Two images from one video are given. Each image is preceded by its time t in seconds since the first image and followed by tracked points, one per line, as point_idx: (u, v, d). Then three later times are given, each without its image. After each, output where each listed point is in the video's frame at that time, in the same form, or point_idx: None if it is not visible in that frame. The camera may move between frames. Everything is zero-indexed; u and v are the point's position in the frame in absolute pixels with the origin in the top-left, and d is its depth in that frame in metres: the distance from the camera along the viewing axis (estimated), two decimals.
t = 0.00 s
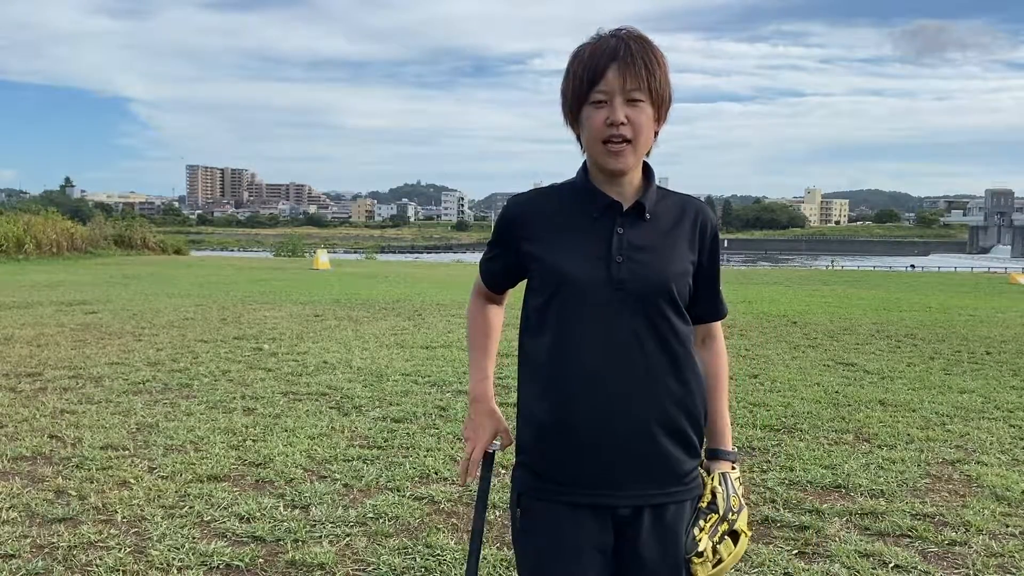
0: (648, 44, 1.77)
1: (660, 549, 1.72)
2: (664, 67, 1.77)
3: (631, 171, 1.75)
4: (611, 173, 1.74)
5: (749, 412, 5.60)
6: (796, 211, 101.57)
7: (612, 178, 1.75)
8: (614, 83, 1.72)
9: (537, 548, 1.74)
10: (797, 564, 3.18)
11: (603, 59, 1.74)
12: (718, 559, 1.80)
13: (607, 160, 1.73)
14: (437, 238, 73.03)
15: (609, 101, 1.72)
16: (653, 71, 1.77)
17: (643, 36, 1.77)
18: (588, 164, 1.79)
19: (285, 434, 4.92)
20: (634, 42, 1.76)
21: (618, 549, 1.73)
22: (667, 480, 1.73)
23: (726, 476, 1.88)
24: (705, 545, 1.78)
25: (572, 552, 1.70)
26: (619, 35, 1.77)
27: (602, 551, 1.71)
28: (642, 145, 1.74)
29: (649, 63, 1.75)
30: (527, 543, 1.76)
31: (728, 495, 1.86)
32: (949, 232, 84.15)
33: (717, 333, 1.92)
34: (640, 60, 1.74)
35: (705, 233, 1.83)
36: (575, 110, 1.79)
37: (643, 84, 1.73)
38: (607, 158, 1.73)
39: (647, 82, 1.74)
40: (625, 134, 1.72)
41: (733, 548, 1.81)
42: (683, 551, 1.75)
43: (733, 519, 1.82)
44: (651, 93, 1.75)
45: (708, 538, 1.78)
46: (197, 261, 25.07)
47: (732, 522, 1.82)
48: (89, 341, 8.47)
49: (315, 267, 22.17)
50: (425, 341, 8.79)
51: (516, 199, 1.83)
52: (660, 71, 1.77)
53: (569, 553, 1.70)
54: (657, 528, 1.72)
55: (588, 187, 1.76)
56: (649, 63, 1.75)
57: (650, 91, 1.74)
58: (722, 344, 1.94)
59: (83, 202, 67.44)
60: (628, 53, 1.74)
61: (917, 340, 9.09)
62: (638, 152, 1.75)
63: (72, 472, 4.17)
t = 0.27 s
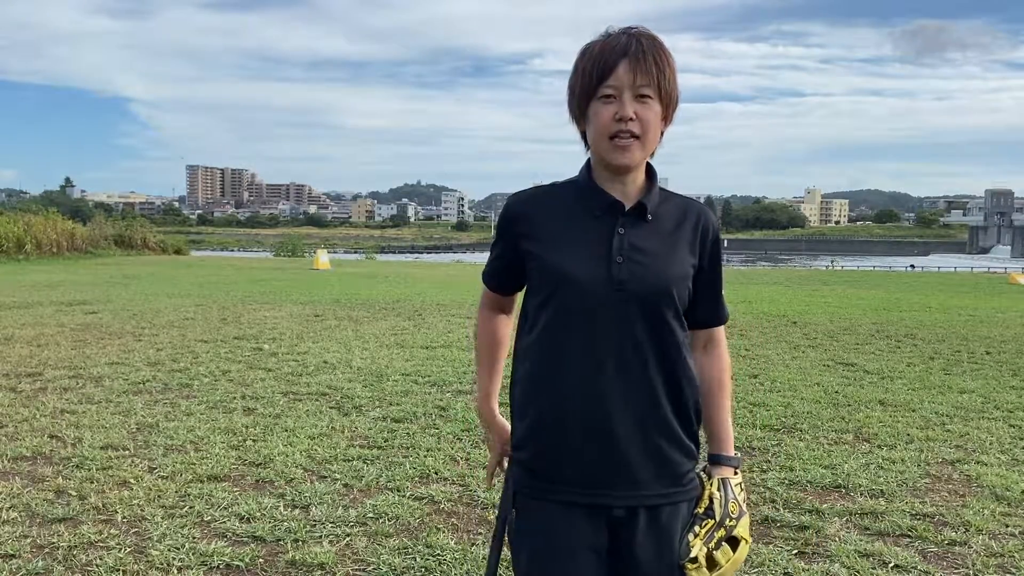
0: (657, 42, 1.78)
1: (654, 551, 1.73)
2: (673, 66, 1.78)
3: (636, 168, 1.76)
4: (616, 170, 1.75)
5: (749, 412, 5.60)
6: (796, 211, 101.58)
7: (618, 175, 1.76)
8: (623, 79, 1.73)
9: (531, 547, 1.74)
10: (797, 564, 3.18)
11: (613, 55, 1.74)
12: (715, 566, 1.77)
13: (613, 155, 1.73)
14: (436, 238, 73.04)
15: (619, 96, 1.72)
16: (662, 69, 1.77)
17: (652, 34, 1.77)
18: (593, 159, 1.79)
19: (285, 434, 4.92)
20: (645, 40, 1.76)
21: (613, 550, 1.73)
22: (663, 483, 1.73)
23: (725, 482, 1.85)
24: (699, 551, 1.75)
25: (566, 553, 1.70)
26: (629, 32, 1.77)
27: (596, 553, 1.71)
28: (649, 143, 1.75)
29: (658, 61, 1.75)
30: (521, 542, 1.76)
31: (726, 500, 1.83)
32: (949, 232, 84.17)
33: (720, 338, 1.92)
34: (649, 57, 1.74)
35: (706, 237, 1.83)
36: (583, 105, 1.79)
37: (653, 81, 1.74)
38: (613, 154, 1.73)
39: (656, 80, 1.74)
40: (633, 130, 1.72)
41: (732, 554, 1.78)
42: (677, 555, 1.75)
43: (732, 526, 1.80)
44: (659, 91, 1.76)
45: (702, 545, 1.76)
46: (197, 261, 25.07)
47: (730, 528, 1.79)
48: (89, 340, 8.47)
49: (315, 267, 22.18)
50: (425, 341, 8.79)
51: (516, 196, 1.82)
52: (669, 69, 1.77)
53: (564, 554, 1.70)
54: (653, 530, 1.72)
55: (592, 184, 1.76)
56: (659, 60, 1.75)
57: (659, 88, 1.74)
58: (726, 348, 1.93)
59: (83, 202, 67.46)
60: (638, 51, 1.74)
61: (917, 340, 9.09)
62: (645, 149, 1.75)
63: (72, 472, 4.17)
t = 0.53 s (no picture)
0: (654, 42, 1.78)
1: (653, 550, 1.72)
2: (669, 65, 1.78)
3: (631, 166, 1.75)
4: (611, 168, 1.75)
5: (749, 412, 5.60)
6: (796, 211, 101.56)
7: (612, 174, 1.76)
8: (619, 78, 1.73)
9: (530, 546, 1.74)
10: (797, 564, 3.18)
11: (609, 54, 1.74)
12: (720, 571, 1.74)
13: (609, 154, 1.73)
14: (436, 238, 73.04)
15: (614, 95, 1.72)
16: (658, 69, 1.78)
17: (649, 33, 1.77)
18: (589, 157, 1.80)
19: (285, 434, 4.92)
20: (641, 39, 1.76)
21: (612, 550, 1.73)
22: (662, 481, 1.73)
23: (727, 485, 1.83)
24: (694, 556, 1.74)
25: (565, 552, 1.70)
26: (626, 31, 1.77)
27: (596, 554, 1.71)
28: (644, 141, 1.75)
29: (655, 60, 1.75)
30: (521, 542, 1.77)
31: (727, 503, 1.80)
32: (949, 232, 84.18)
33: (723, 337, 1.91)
34: (645, 56, 1.74)
35: (704, 235, 1.83)
36: (579, 103, 1.79)
37: (648, 80, 1.74)
38: (609, 152, 1.73)
39: (652, 79, 1.74)
40: (628, 129, 1.72)
41: (737, 558, 1.75)
42: (675, 555, 1.74)
43: (733, 528, 1.76)
44: (655, 90, 1.76)
45: (699, 550, 1.75)
46: (197, 261, 25.07)
47: (732, 531, 1.76)
48: (89, 340, 8.47)
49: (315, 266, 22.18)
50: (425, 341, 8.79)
51: (514, 198, 1.84)
52: (666, 69, 1.77)
53: (562, 551, 1.70)
54: (651, 530, 1.72)
55: (588, 183, 1.76)
56: (655, 60, 1.75)
57: (655, 87, 1.74)
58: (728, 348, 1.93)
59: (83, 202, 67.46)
60: (634, 50, 1.74)
61: (917, 340, 9.09)
62: (640, 148, 1.75)
63: (72, 472, 4.17)
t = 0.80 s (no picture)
0: (647, 41, 1.78)
1: (653, 549, 1.72)
2: (664, 64, 1.78)
3: (628, 166, 1.75)
4: (609, 169, 1.75)
5: (749, 412, 5.60)
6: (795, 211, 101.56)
7: (610, 175, 1.76)
8: (613, 79, 1.72)
9: (530, 546, 1.74)
10: (797, 564, 3.18)
11: (603, 55, 1.74)
12: (723, 561, 1.72)
13: (606, 155, 1.73)
14: (436, 238, 73.04)
15: (609, 96, 1.72)
16: (652, 68, 1.77)
17: (642, 32, 1.77)
18: (586, 159, 1.80)
19: (285, 434, 4.92)
20: (634, 39, 1.76)
21: (612, 549, 1.73)
22: (663, 480, 1.73)
23: (732, 476, 1.82)
24: (692, 542, 1.73)
25: (565, 552, 1.70)
26: (619, 31, 1.77)
27: (596, 553, 1.71)
28: (640, 141, 1.74)
29: (648, 60, 1.75)
30: (521, 541, 1.77)
31: (731, 493, 1.79)
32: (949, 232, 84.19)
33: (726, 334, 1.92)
34: (639, 56, 1.74)
35: (704, 233, 1.83)
36: (574, 106, 1.79)
37: (643, 80, 1.73)
38: (606, 154, 1.73)
39: (646, 79, 1.74)
40: (624, 130, 1.72)
41: (740, 548, 1.72)
42: (676, 553, 1.74)
43: (735, 517, 1.74)
44: (650, 89, 1.75)
45: (698, 537, 1.74)
46: (197, 261, 25.08)
47: (734, 520, 1.74)
48: (89, 341, 8.47)
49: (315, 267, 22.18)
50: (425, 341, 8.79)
51: (514, 199, 1.84)
52: (660, 68, 1.77)
53: (561, 551, 1.70)
54: (652, 528, 1.72)
55: (586, 184, 1.76)
56: (648, 59, 1.75)
57: (650, 87, 1.74)
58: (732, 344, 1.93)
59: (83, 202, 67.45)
60: (628, 50, 1.74)
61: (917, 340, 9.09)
62: (637, 148, 1.75)
63: (72, 472, 4.17)
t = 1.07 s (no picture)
0: (647, 41, 1.78)
1: (654, 548, 1.72)
2: (663, 63, 1.78)
3: (630, 166, 1.75)
4: (611, 169, 1.74)
5: (749, 412, 5.60)
6: (795, 211, 101.56)
7: (612, 175, 1.76)
8: (613, 80, 1.72)
9: (532, 543, 1.75)
10: (797, 564, 3.18)
11: (602, 56, 1.74)
12: (725, 565, 1.72)
13: (607, 156, 1.73)
14: (436, 238, 73.02)
15: (609, 97, 1.72)
16: (652, 67, 1.77)
17: (641, 32, 1.77)
18: (588, 160, 1.80)
19: (285, 434, 4.92)
20: (633, 39, 1.76)
21: (613, 548, 1.73)
22: (665, 479, 1.73)
23: (734, 478, 1.81)
24: (698, 547, 1.73)
25: (566, 550, 1.70)
26: (618, 32, 1.77)
27: (596, 552, 1.71)
28: (641, 141, 1.74)
29: (648, 59, 1.75)
30: (523, 539, 1.77)
31: (734, 496, 1.78)
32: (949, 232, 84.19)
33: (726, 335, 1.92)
34: (638, 56, 1.74)
35: (707, 233, 1.83)
36: (575, 107, 1.79)
37: (643, 80, 1.73)
38: (608, 154, 1.73)
39: (646, 79, 1.74)
40: (625, 130, 1.71)
41: (742, 551, 1.71)
42: (678, 552, 1.74)
43: (738, 522, 1.73)
44: (650, 89, 1.75)
45: (704, 542, 1.73)
46: (197, 261, 25.07)
47: (738, 524, 1.73)
48: (89, 341, 8.46)
49: (315, 267, 22.18)
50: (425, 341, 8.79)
51: (517, 199, 1.84)
52: (659, 68, 1.77)
53: (562, 549, 1.71)
54: (654, 528, 1.72)
55: (589, 184, 1.76)
56: (648, 59, 1.75)
57: (649, 86, 1.74)
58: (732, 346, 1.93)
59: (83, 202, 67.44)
60: (627, 50, 1.74)
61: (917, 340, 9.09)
62: (639, 148, 1.75)
63: (72, 472, 4.17)
